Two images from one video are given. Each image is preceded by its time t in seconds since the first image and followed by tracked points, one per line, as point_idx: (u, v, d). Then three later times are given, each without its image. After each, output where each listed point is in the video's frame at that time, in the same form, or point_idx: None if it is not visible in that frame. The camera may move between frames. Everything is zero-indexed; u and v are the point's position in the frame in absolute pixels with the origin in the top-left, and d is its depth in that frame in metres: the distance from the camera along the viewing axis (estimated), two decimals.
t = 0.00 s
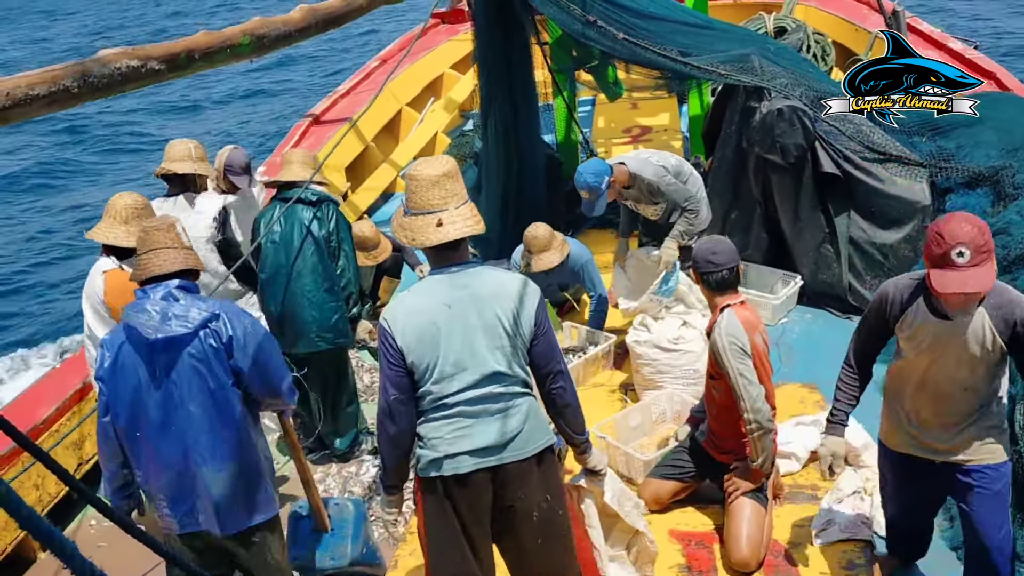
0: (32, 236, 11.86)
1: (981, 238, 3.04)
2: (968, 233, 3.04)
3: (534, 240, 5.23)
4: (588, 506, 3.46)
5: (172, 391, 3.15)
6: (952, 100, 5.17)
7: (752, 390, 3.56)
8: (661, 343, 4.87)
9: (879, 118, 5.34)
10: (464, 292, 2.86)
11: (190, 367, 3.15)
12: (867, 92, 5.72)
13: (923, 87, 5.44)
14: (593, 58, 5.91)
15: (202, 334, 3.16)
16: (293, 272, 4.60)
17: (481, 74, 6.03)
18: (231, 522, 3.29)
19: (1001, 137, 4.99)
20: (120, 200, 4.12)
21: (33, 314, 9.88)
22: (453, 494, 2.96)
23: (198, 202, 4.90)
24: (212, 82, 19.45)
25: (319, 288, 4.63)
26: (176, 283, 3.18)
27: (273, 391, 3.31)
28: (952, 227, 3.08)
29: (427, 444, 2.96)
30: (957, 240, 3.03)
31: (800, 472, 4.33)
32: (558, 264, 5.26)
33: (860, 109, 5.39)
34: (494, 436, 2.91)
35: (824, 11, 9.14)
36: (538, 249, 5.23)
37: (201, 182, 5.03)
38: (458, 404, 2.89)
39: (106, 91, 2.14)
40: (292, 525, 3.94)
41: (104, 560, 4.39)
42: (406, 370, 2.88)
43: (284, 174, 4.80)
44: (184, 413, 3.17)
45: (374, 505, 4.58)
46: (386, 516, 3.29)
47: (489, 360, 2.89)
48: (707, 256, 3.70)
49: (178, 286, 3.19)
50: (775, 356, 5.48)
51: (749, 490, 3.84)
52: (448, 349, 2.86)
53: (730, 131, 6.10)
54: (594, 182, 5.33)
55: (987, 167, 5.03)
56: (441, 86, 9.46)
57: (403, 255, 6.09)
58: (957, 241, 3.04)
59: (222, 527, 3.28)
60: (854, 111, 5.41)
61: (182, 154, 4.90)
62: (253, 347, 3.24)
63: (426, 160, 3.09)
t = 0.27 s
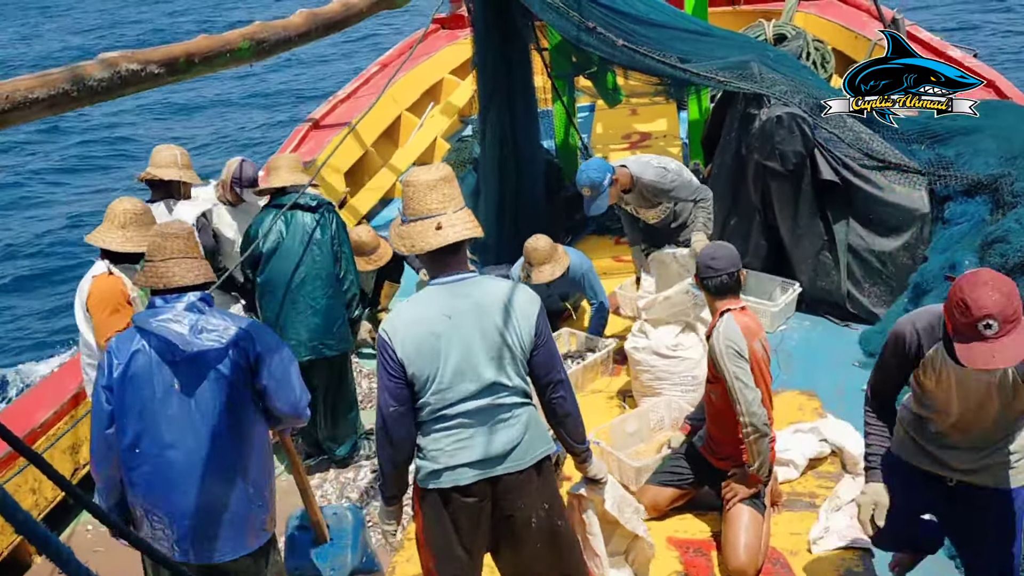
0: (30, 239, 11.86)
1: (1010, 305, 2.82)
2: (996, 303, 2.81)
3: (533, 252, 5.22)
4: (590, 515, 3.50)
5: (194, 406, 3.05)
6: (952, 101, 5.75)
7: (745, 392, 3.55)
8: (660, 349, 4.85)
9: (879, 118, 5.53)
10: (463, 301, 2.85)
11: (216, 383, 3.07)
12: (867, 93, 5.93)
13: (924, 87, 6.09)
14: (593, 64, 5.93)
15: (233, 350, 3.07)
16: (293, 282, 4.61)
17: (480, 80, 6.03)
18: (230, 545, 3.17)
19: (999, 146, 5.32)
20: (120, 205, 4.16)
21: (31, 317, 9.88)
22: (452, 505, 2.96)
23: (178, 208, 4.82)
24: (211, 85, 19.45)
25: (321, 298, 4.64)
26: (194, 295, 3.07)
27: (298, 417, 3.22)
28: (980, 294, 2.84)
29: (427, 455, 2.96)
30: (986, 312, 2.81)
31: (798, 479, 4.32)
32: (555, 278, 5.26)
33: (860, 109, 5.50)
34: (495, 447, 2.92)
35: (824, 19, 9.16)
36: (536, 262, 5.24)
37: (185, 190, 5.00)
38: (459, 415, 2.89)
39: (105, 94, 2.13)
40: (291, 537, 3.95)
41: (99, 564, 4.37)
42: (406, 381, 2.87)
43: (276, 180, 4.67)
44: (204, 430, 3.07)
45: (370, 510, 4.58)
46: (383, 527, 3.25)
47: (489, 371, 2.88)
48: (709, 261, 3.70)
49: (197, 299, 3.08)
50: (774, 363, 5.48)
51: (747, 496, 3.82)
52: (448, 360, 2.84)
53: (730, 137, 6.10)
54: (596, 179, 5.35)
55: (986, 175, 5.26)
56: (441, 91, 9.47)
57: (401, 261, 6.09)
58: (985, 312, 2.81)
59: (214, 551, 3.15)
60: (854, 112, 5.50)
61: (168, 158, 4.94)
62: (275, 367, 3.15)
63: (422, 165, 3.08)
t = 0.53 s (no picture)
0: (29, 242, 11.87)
1: (986, 380, 2.80)
2: (972, 380, 2.79)
3: (526, 274, 5.24)
4: (586, 525, 3.45)
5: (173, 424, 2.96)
6: (951, 100, 6.31)
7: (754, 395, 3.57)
8: (659, 356, 4.86)
9: (879, 116, 5.87)
10: (464, 310, 2.85)
11: (196, 401, 2.97)
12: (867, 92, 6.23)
13: (922, 87, 6.40)
14: (593, 72, 5.97)
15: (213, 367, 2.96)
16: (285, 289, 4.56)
17: (481, 87, 6.04)
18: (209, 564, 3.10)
19: (997, 155, 5.36)
20: (117, 212, 4.29)
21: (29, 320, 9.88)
22: (452, 514, 2.96)
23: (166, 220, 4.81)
24: (212, 89, 19.47)
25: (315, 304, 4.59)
26: (170, 311, 2.93)
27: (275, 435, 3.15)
28: (954, 370, 2.81)
29: (426, 464, 2.95)
30: (961, 391, 2.79)
31: (796, 487, 4.32)
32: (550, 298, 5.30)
33: (859, 109, 5.75)
34: (494, 457, 2.91)
35: (823, 27, 9.18)
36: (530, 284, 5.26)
37: (176, 204, 5.00)
38: (459, 424, 2.88)
39: (106, 99, 2.14)
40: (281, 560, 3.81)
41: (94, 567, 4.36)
42: (406, 390, 2.86)
43: (275, 185, 4.61)
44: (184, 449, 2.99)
45: (367, 516, 4.57)
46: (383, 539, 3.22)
47: (490, 380, 2.88)
48: (694, 272, 3.75)
49: (174, 314, 2.94)
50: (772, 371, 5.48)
51: (748, 504, 3.81)
52: (448, 369, 2.84)
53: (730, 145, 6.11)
54: (602, 184, 5.33)
55: (985, 184, 5.28)
56: (441, 97, 9.49)
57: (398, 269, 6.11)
58: (960, 390, 2.79)
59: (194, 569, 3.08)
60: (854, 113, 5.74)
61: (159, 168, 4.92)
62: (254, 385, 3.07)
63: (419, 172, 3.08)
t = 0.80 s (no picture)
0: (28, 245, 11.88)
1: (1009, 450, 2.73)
2: (996, 451, 2.72)
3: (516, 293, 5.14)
4: (577, 528, 3.55)
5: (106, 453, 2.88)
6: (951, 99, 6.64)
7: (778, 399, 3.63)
8: (656, 363, 4.87)
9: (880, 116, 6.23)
10: (462, 316, 2.85)
11: (127, 428, 2.88)
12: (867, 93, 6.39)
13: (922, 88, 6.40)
14: (592, 78, 5.97)
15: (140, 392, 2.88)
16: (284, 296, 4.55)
17: (479, 92, 6.03)
18: None
19: (996, 165, 5.32)
20: (101, 222, 4.00)
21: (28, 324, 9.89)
22: (449, 521, 2.96)
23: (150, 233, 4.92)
24: (211, 92, 19.47)
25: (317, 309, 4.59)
26: (94, 333, 2.91)
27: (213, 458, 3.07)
28: (976, 442, 2.74)
29: (423, 471, 2.95)
30: (985, 462, 2.73)
31: (793, 495, 4.32)
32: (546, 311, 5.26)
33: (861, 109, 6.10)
34: (492, 463, 2.91)
35: (822, 35, 9.20)
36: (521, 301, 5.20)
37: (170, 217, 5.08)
38: (457, 431, 2.88)
39: (104, 102, 2.15)
40: None
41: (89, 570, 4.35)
42: (404, 396, 2.85)
43: (269, 195, 4.57)
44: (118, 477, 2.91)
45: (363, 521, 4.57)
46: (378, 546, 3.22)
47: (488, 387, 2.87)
48: (710, 285, 3.64)
49: (99, 336, 2.92)
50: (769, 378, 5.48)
51: (755, 508, 3.84)
52: (448, 375, 2.83)
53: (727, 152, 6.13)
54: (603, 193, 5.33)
55: (982, 194, 5.28)
56: (440, 103, 9.50)
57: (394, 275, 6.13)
58: (984, 461, 2.73)
59: None
60: (848, 132, 5.65)
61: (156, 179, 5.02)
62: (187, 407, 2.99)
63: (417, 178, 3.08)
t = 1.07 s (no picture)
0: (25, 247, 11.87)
1: None
2: (1013, 463, 2.77)
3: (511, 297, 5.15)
4: (574, 532, 3.49)
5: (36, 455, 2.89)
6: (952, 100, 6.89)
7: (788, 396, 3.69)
8: (652, 368, 4.88)
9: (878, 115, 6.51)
10: (458, 320, 2.85)
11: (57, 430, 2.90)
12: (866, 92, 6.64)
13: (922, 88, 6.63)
14: (591, 82, 5.97)
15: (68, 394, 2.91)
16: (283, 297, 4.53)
17: (478, 96, 6.01)
18: None
19: (994, 173, 5.36)
20: (92, 220, 3.90)
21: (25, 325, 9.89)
22: (444, 526, 2.96)
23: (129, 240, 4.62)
24: (210, 94, 19.48)
25: (320, 309, 4.59)
26: (35, 339, 3.01)
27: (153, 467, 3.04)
28: (993, 454, 2.79)
29: (419, 476, 2.95)
30: (1003, 475, 2.77)
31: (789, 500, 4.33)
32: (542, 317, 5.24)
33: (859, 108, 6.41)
34: (487, 467, 2.91)
35: (821, 42, 9.21)
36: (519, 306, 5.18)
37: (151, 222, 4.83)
38: (451, 435, 2.87)
39: (104, 103, 2.15)
40: None
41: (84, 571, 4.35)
42: (399, 399, 2.85)
43: (259, 201, 4.52)
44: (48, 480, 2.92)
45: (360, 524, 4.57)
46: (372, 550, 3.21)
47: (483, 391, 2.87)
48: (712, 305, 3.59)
49: (37, 341, 3.02)
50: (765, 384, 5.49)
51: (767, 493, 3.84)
52: (442, 380, 2.83)
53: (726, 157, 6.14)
54: (601, 201, 5.21)
55: (979, 201, 5.28)
56: (439, 106, 9.50)
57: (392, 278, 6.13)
58: (1001, 474, 2.78)
59: None
60: (848, 139, 5.63)
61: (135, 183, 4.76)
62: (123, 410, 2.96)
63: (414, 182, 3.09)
